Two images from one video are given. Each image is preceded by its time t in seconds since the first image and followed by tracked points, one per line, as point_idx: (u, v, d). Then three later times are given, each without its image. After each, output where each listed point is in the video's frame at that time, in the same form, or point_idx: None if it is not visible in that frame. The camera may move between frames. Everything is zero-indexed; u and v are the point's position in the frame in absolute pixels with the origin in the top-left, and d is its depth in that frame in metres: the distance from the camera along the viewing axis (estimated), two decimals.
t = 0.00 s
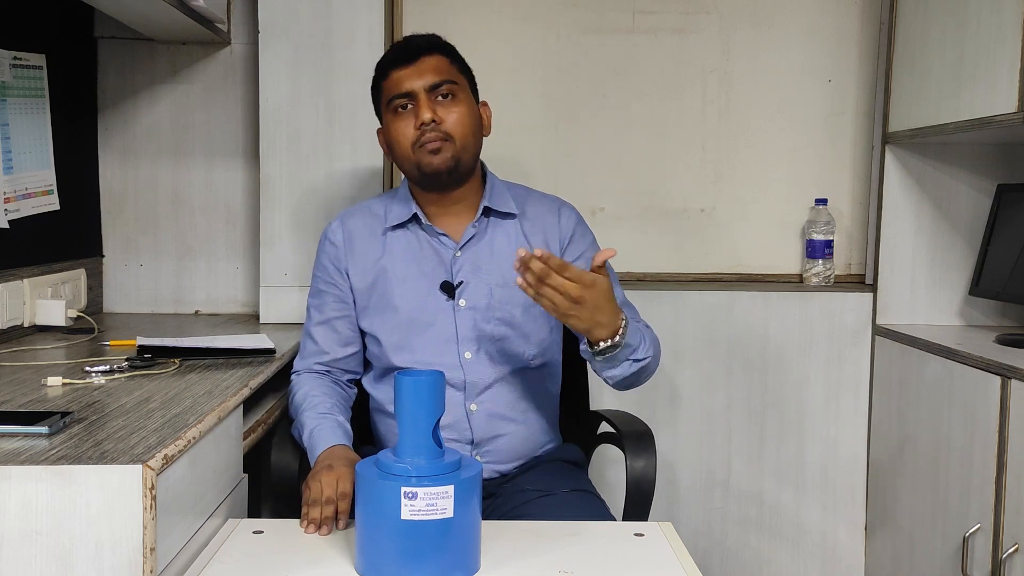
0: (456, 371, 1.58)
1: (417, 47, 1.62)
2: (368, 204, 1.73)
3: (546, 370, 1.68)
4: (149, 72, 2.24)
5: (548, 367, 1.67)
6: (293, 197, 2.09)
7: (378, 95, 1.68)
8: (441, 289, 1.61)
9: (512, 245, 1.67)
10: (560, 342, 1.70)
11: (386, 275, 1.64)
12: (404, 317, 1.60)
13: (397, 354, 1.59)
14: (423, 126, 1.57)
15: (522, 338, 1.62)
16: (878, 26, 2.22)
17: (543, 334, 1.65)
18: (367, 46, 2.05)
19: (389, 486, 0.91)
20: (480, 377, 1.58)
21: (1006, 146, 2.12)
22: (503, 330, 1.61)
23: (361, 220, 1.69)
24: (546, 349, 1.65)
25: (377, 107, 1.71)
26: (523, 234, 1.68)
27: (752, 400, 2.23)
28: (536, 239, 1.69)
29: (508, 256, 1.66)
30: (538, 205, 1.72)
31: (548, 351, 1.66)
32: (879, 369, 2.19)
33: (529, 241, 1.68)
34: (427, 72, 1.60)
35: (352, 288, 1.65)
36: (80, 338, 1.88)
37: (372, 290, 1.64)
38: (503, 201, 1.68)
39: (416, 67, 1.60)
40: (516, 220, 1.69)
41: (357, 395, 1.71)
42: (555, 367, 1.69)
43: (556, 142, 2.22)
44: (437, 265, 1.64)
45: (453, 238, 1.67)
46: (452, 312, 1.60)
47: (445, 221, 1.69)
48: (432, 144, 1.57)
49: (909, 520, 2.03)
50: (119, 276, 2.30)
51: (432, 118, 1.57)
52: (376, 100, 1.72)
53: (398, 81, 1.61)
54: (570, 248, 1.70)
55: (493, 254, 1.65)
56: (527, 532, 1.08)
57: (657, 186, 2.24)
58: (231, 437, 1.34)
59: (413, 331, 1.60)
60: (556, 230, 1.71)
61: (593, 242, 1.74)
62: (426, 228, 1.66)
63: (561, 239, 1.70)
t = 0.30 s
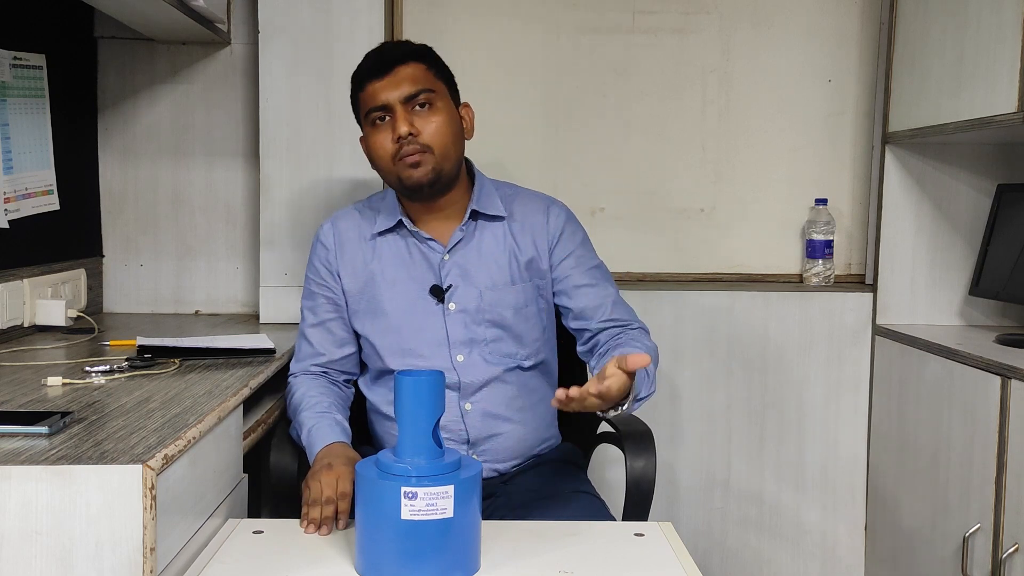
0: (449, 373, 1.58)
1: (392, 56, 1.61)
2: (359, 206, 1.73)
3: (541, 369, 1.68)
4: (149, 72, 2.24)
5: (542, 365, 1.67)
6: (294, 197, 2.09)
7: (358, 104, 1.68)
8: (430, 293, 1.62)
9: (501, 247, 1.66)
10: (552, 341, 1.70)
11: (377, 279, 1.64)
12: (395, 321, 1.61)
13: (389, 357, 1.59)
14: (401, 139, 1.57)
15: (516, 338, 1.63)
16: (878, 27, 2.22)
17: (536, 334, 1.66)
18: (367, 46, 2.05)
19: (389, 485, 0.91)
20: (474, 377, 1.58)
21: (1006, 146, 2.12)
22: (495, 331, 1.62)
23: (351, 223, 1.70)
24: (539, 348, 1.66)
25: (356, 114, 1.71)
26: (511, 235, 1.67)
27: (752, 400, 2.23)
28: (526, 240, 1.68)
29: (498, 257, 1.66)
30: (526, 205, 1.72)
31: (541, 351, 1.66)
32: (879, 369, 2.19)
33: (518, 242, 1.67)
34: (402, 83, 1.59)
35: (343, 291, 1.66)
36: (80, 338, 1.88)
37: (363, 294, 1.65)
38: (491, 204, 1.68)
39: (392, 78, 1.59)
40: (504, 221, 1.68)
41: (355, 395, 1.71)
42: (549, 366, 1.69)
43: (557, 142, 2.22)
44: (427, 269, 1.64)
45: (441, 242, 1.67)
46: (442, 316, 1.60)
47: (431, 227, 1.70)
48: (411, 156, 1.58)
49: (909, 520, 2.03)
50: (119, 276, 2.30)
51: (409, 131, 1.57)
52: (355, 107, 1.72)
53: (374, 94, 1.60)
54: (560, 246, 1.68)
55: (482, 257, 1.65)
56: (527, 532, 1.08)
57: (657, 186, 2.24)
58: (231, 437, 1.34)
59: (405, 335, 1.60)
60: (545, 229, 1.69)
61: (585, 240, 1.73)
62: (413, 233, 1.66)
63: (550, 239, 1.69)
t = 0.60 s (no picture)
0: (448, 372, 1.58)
1: (396, 51, 1.62)
2: (357, 205, 1.73)
3: (539, 368, 1.68)
4: (149, 72, 2.24)
5: (541, 364, 1.67)
6: (293, 197, 2.09)
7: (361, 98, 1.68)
8: (429, 292, 1.62)
9: (500, 247, 1.66)
10: (550, 340, 1.70)
11: (375, 277, 1.64)
12: (394, 319, 1.61)
13: (387, 356, 1.59)
14: (403, 132, 1.58)
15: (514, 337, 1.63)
16: (878, 26, 2.22)
17: (535, 333, 1.66)
18: (367, 46, 2.05)
19: (389, 485, 0.91)
20: (472, 376, 1.58)
21: (1006, 146, 2.12)
22: (494, 330, 1.62)
23: (349, 222, 1.70)
24: (537, 347, 1.66)
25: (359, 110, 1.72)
26: (510, 234, 1.67)
27: (752, 400, 2.23)
28: (524, 239, 1.68)
29: (497, 256, 1.66)
30: (524, 204, 1.72)
31: (539, 350, 1.66)
32: (879, 369, 2.19)
33: (516, 241, 1.67)
34: (406, 77, 1.60)
35: (342, 290, 1.66)
36: (80, 338, 1.88)
37: (362, 293, 1.65)
38: (489, 203, 1.68)
39: (396, 72, 1.60)
40: (503, 221, 1.68)
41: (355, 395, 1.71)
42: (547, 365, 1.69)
43: (557, 142, 2.22)
44: (427, 268, 1.64)
45: (440, 240, 1.67)
46: (442, 314, 1.60)
47: (430, 224, 1.69)
48: (412, 149, 1.58)
49: (909, 520, 2.03)
50: (119, 276, 2.30)
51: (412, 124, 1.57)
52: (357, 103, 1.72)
53: (378, 87, 1.61)
54: (559, 246, 1.69)
55: (480, 256, 1.65)
56: (527, 532, 1.08)
57: (657, 186, 2.24)
58: (231, 438, 1.34)
59: (404, 334, 1.59)
60: (543, 229, 1.69)
61: (582, 240, 1.73)
62: (412, 231, 1.66)
63: (548, 238, 1.69)
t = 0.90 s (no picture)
0: (450, 368, 1.58)
1: (417, 44, 1.64)
2: (360, 204, 1.73)
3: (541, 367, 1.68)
4: (149, 72, 2.24)
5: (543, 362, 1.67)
6: (293, 197, 2.09)
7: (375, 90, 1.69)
8: (432, 288, 1.61)
9: (503, 244, 1.66)
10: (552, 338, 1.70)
11: (378, 275, 1.64)
12: (396, 316, 1.60)
13: (389, 353, 1.59)
14: (417, 123, 1.59)
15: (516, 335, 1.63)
16: (878, 26, 2.22)
17: (537, 331, 1.66)
18: (367, 46, 2.04)
19: (389, 485, 0.91)
20: (474, 373, 1.58)
21: (1006, 146, 2.12)
22: (496, 327, 1.62)
23: (352, 221, 1.70)
24: (539, 345, 1.66)
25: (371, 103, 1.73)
26: (512, 232, 1.68)
27: (752, 400, 2.23)
28: (526, 237, 1.68)
29: (499, 253, 1.66)
30: (527, 202, 1.72)
31: (541, 348, 1.66)
32: (879, 369, 2.19)
33: (518, 238, 1.67)
34: (425, 70, 1.61)
35: (344, 288, 1.65)
36: (80, 338, 1.88)
37: (364, 291, 1.64)
38: (493, 200, 1.68)
39: (414, 65, 1.62)
40: (505, 218, 1.68)
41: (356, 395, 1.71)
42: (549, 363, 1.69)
43: (557, 142, 2.22)
44: (429, 265, 1.64)
45: (444, 237, 1.67)
46: (444, 311, 1.60)
47: (433, 220, 1.69)
48: (425, 140, 1.59)
49: (909, 520, 2.03)
50: (119, 276, 2.30)
51: (427, 116, 1.58)
52: (371, 96, 1.73)
53: (395, 77, 1.62)
54: (561, 243, 1.69)
55: (483, 253, 1.65)
56: (527, 532, 1.08)
57: (656, 186, 2.24)
58: (231, 438, 1.34)
59: (406, 331, 1.59)
60: (545, 227, 1.70)
61: (584, 238, 1.73)
62: (416, 227, 1.66)
63: (550, 236, 1.69)
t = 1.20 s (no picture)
0: (454, 367, 1.58)
1: (448, 47, 1.63)
2: (365, 205, 1.74)
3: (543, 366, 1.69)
4: (148, 72, 2.24)
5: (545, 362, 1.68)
6: (293, 197, 2.09)
7: (395, 87, 1.69)
8: (436, 287, 1.62)
9: (507, 244, 1.67)
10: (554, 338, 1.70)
11: (382, 273, 1.64)
12: (401, 314, 1.60)
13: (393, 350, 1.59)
14: (442, 128, 1.59)
15: (518, 334, 1.63)
16: (878, 27, 2.22)
17: (540, 330, 1.66)
18: (367, 46, 2.04)
19: (389, 485, 0.91)
20: (477, 371, 1.59)
21: (1006, 146, 2.12)
22: (500, 326, 1.62)
23: (357, 220, 1.70)
24: (541, 344, 1.66)
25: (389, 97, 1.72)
26: (517, 232, 1.68)
27: (752, 400, 2.23)
28: (531, 237, 1.69)
29: (504, 252, 1.66)
30: (532, 204, 1.73)
31: (544, 347, 1.66)
32: (879, 369, 2.19)
33: (523, 238, 1.68)
34: (454, 76, 1.61)
35: (348, 286, 1.65)
36: (80, 338, 1.88)
37: (369, 289, 1.64)
38: (499, 201, 1.69)
39: (443, 69, 1.61)
40: (510, 218, 1.69)
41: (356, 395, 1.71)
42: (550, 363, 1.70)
43: (557, 142, 2.22)
44: (433, 264, 1.64)
45: (450, 237, 1.68)
46: (449, 309, 1.60)
47: (441, 220, 1.70)
48: (447, 146, 1.59)
49: (909, 519, 2.03)
50: (119, 276, 2.30)
51: (453, 123, 1.58)
52: (388, 91, 1.72)
53: (422, 79, 1.62)
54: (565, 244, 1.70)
55: (488, 252, 1.66)
56: (527, 532, 1.08)
57: (656, 186, 2.24)
58: (230, 438, 1.34)
59: (410, 329, 1.59)
60: (550, 228, 1.71)
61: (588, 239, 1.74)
62: (423, 227, 1.67)
63: (555, 237, 1.70)
